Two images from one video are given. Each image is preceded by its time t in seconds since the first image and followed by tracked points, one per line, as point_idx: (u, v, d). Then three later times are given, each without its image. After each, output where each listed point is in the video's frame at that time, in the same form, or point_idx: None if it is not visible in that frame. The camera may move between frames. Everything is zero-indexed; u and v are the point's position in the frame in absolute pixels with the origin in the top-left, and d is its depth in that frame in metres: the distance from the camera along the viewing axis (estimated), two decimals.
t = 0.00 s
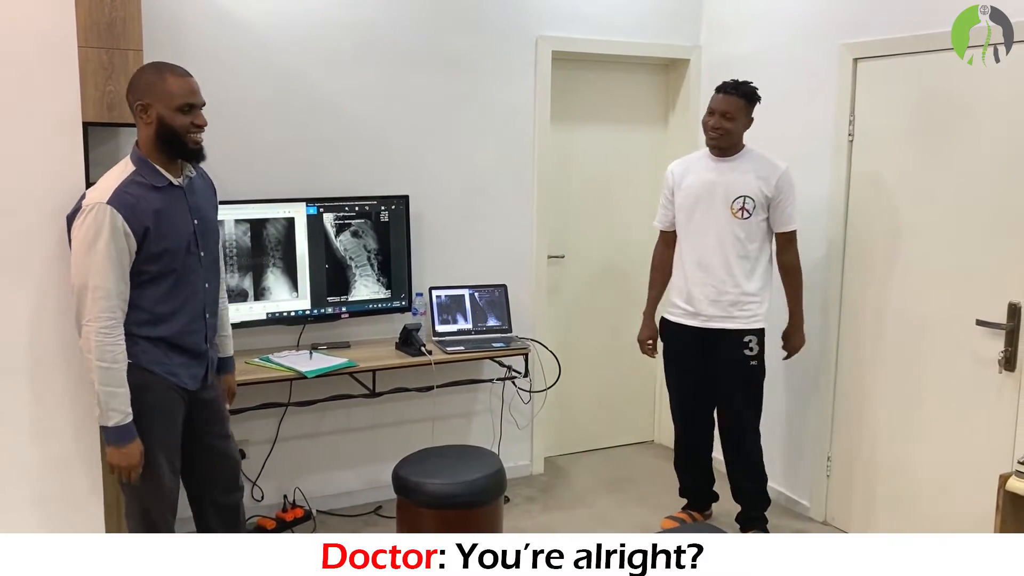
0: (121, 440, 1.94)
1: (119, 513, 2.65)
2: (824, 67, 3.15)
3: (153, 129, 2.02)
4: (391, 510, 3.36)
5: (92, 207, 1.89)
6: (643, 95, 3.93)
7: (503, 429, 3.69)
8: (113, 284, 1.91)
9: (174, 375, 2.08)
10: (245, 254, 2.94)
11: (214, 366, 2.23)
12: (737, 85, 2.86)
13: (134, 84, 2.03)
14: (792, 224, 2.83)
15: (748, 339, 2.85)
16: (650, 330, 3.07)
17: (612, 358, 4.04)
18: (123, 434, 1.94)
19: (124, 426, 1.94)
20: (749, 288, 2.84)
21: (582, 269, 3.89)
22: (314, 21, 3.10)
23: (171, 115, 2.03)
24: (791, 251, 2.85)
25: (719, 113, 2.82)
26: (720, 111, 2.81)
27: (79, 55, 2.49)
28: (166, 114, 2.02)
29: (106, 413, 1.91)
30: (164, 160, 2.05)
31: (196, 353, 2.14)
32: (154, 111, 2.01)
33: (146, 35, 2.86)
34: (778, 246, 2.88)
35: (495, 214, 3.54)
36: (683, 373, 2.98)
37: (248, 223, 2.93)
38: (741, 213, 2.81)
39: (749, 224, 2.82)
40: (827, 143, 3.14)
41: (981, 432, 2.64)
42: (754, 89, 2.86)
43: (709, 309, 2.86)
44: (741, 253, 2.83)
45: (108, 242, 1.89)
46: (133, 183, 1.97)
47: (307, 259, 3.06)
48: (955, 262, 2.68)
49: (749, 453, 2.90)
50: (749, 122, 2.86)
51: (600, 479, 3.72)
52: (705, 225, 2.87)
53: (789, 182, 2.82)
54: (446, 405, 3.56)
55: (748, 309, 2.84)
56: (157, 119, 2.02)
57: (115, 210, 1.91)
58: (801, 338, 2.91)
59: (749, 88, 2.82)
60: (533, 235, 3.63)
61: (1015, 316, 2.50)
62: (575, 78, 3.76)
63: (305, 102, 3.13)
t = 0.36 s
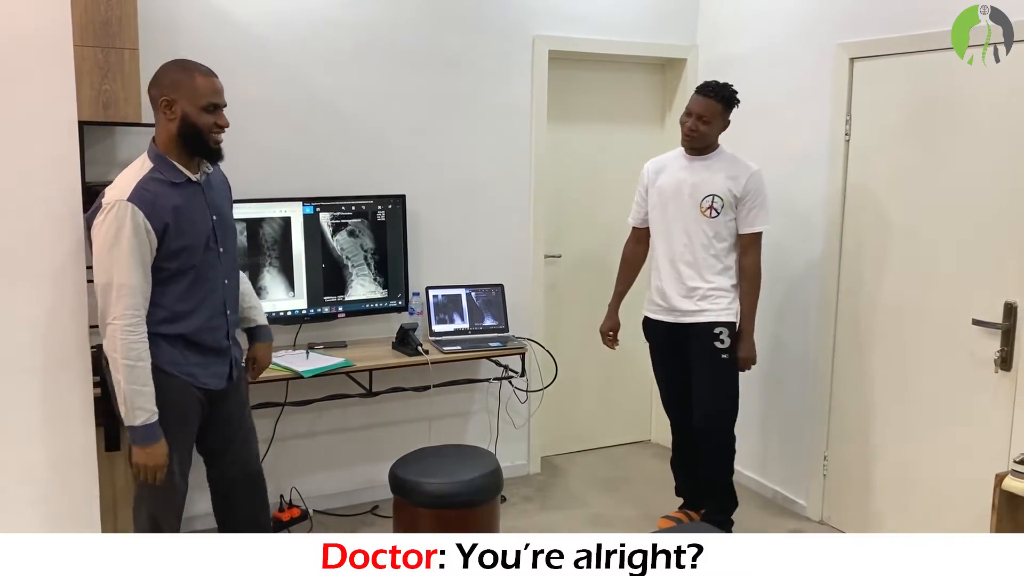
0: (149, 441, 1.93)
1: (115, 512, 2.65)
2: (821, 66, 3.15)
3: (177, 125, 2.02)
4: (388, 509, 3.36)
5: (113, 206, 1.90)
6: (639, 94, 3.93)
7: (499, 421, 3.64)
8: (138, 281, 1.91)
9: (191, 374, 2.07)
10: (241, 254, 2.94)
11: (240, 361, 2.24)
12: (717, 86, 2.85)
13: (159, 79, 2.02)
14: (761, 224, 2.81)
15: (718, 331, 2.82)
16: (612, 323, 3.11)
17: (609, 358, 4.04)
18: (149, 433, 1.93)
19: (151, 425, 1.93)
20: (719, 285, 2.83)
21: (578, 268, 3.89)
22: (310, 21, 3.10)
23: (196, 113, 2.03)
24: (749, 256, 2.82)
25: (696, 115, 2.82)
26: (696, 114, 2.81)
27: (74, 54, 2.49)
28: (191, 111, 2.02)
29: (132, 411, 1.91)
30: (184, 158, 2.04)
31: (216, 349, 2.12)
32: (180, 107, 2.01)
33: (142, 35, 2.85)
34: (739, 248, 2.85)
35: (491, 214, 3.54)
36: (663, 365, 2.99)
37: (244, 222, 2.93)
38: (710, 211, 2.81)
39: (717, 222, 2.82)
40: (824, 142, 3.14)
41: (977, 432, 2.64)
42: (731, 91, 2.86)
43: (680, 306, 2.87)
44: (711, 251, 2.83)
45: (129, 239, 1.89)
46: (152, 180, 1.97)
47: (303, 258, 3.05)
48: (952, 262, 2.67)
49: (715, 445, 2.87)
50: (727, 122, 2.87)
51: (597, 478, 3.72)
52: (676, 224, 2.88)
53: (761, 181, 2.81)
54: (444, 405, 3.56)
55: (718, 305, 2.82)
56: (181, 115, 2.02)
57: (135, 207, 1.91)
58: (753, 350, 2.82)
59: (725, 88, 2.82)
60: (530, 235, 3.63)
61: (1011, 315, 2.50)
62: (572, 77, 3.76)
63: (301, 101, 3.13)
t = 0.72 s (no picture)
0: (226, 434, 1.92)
1: (112, 513, 2.64)
2: (818, 66, 3.15)
3: (233, 126, 2.03)
4: (385, 509, 3.36)
5: (186, 203, 1.86)
6: (636, 94, 3.93)
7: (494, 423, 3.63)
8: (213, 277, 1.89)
9: (246, 376, 2.06)
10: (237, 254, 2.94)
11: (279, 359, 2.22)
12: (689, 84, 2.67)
13: (215, 74, 2.01)
14: (743, 231, 2.66)
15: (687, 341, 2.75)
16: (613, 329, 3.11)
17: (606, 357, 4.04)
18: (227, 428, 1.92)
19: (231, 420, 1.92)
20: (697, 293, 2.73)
21: (575, 267, 3.89)
22: (307, 20, 3.09)
23: (252, 113, 2.05)
24: (733, 262, 2.68)
25: (672, 122, 2.68)
26: (668, 120, 2.68)
27: (71, 53, 2.48)
28: (247, 111, 2.04)
29: (215, 408, 1.89)
30: (229, 154, 2.06)
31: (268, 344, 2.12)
32: (239, 108, 2.02)
33: (138, 34, 2.84)
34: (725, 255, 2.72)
35: (488, 213, 3.54)
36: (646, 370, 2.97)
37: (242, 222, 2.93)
38: (690, 217, 2.71)
39: (697, 228, 2.71)
40: (821, 143, 3.15)
41: (973, 432, 2.64)
42: (705, 86, 2.67)
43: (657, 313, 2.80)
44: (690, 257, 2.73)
45: (206, 235, 1.87)
46: (214, 177, 1.95)
47: (299, 258, 3.04)
48: (949, 262, 2.68)
49: (672, 456, 2.83)
50: (706, 123, 2.71)
51: (593, 478, 3.72)
52: (659, 227, 2.80)
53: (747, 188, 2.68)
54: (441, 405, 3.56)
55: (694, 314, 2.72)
56: (238, 115, 2.03)
57: (210, 204, 1.89)
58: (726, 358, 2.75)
59: (703, 89, 2.65)
60: (527, 234, 3.63)
61: (1008, 315, 2.50)
62: (569, 77, 3.76)
63: (298, 100, 3.12)
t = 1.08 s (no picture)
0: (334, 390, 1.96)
1: (110, 513, 2.64)
2: (816, 66, 3.15)
3: (290, 120, 2.04)
4: (383, 509, 3.36)
5: (252, 185, 1.86)
6: (635, 93, 3.92)
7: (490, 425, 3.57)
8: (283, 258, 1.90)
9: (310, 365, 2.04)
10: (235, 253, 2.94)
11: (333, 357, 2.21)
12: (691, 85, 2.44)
13: (269, 72, 2.02)
14: (738, 237, 2.41)
15: (680, 350, 2.49)
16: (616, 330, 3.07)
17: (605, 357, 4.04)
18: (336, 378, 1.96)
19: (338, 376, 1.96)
20: (688, 300, 2.47)
21: (573, 267, 3.89)
22: (305, 19, 3.09)
23: (306, 108, 2.06)
24: (727, 269, 2.41)
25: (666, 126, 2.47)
26: (666, 124, 2.47)
27: (68, 52, 2.48)
28: (303, 106, 2.05)
29: (317, 370, 1.92)
30: (287, 149, 2.06)
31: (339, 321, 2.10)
32: (295, 102, 2.03)
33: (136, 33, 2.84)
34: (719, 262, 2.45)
35: (486, 213, 3.54)
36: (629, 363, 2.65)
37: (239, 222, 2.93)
38: (681, 220, 2.47)
39: (689, 234, 2.47)
40: (819, 142, 3.15)
41: (970, 432, 2.64)
42: (708, 87, 2.43)
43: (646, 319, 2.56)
44: (682, 262, 2.49)
45: (272, 215, 1.88)
46: (273, 164, 1.96)
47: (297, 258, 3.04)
48: (947, 261, 2.68)
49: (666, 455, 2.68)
50: (705, 127, 2.47)
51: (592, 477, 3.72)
52: (650, 230, 2.56)
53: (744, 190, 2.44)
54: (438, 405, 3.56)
55: (687, 322, 2.48)
56: (294, 110, 2.04)
57: (276, 186, 1.90)
58: (718, 368, 2.41)
59: (700, 91, 2.42)
60: (525, 234, 3.63)
61: (1006, 314, 2.51)
62: (567, 76, 3.75)
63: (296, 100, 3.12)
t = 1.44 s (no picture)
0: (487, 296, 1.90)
1: (108, 512, 2.63)
2: (814, 66, 3.15)
3: (348, 125, 1.92)
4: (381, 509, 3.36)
5: (342, 195, 1.78)
6: (633, 93, 3.92)
7: (489, 429, 3.51)
8: (391, 257, 1.84)
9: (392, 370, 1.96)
10: (233, 253, 2.94)
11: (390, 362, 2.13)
12: (686, 80, 2.28)
13: (320, 77, 1.89)
14: (743, 239, 2.30)
15: (689, 362, 2.34)
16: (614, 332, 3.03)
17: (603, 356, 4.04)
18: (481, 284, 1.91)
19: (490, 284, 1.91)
20: (690, 308, 2.32)
21: (572, 267, 3.89)
22: (303, 19, 3.09)
23: (363, 110, 1.95)
24: (732, 271, 2.30)
25: (662, 124, 2.30)
26: (663, 122, 2.30)
27: (66, 52, 2.48)
28: (359, 108, 1.94)
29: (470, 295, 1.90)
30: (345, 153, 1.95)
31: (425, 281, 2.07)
32: (352, 106, 1.92)
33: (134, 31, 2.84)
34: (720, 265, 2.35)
35: (485, 213, 3.54)
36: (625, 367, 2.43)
37: (237, 222, 2.93)
38: (684, 223, 2.31)
39: (692, 238, 2.32)
40: (817, 142, 3.15)
41: (968, 432, 2.65)
42: (704, 82, 2.28)
43: (642, 326, 2.37)
44: (685, 268, 2.33)
45: (366, 223, 1.81)
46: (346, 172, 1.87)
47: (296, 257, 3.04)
48: (945, 261, 2.68)
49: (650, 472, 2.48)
50: (702, 123, 2.32)
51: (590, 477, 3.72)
52: (647, 234, 2.38)
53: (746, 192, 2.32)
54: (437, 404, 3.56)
55: (690, 332, 2.34)
56: (352, 113, 1.93)
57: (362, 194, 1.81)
58: (727, 374, 2.31)
59: (696, 85, 2.26)
60: (523, 234, 3.63)
61: (1004, 314, 2.51)
62: (565, 76, 3.76)
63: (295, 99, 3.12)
